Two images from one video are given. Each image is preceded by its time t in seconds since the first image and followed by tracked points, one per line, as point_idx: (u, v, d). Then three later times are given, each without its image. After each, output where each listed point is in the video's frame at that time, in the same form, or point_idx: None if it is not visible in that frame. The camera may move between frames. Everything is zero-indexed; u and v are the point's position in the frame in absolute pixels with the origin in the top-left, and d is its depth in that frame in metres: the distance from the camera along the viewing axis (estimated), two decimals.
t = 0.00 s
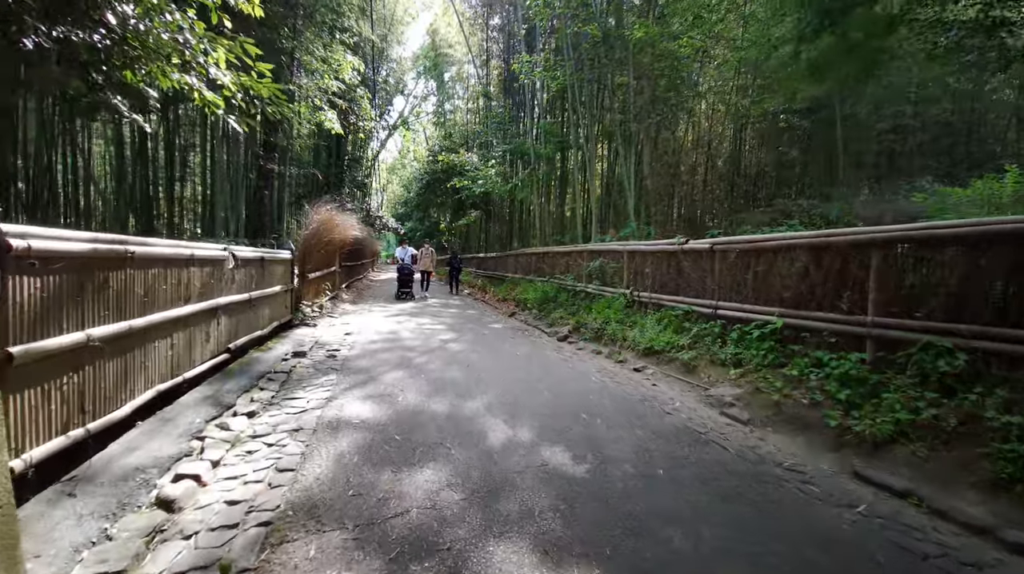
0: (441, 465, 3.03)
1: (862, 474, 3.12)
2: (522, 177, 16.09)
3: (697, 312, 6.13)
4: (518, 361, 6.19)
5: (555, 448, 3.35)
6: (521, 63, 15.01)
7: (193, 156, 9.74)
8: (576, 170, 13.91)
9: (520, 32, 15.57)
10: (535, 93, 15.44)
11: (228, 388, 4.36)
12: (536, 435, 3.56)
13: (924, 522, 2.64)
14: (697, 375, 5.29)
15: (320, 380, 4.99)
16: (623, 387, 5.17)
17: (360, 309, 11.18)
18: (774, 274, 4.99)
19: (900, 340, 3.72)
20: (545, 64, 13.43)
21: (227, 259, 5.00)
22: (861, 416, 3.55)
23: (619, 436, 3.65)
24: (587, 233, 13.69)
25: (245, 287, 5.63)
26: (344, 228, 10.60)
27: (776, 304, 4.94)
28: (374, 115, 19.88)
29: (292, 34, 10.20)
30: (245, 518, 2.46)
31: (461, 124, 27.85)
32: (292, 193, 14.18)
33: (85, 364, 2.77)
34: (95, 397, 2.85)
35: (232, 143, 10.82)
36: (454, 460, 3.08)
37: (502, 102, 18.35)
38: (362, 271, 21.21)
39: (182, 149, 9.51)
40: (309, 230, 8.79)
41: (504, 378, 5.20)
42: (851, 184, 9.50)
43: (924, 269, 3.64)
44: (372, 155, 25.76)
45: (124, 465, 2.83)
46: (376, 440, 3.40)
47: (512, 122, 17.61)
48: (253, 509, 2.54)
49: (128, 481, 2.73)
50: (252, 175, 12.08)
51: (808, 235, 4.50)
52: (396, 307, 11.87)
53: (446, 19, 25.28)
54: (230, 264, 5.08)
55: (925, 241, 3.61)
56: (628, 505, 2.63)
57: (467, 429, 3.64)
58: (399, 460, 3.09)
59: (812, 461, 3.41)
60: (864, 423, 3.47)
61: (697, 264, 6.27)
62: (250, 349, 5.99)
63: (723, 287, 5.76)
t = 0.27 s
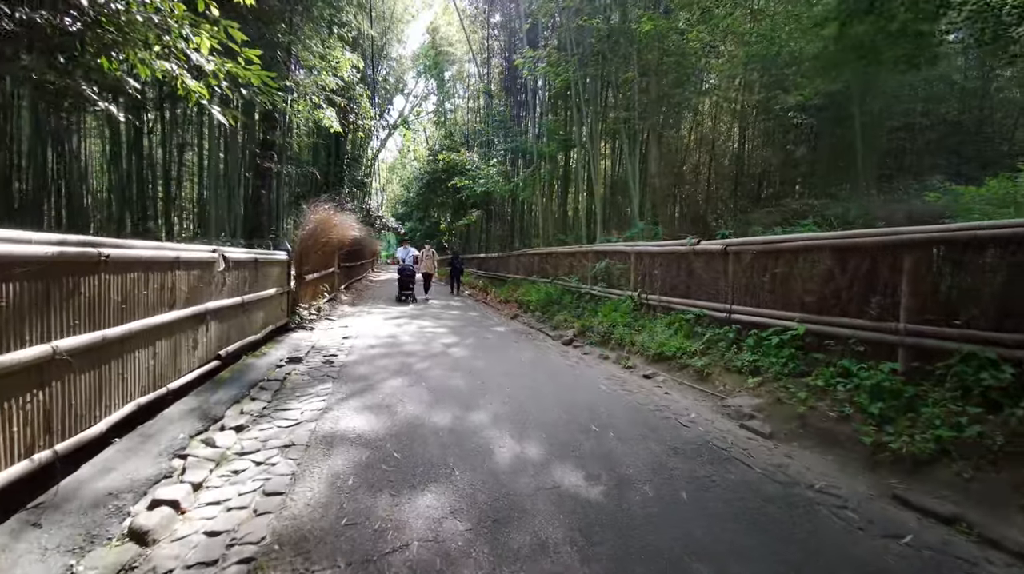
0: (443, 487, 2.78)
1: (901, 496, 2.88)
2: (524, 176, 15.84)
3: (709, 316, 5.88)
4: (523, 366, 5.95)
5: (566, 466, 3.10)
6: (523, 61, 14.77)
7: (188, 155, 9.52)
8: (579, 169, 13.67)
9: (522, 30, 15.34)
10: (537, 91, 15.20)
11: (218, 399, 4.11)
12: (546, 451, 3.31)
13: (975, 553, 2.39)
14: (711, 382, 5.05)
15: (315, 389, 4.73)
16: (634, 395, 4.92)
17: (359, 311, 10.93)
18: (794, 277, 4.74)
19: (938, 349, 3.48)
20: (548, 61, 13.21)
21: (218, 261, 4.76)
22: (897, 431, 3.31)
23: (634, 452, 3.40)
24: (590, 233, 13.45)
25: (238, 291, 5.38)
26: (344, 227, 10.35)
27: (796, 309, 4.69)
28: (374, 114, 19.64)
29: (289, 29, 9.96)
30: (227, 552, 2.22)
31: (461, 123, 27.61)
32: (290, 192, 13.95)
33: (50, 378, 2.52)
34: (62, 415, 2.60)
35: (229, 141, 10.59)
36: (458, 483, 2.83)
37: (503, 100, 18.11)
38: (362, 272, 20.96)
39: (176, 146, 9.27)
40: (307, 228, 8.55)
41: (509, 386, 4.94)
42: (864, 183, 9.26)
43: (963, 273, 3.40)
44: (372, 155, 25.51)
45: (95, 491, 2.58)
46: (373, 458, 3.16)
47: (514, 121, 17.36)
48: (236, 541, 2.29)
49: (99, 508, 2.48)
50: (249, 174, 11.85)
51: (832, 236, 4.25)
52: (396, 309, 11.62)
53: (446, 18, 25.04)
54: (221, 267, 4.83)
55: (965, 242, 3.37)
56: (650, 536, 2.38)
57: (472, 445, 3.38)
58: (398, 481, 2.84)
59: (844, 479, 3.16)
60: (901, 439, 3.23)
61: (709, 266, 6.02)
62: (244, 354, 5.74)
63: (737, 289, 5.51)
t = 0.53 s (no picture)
0: (451, 506, 2.55)
1: (948, 514, 2.67)
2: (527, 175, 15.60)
3: (723, 317, 5.64)
4: (529, 370, 5.71)
5: (582, 481, 2.86)
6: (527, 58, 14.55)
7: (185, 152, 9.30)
8: (583, 168, 13.43)
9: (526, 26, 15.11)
10: (540, 88, 14.99)
11: (208, 406, 3.88)
12: (560, 465, 3.07)
13: None
14: (728, 387, 4.81)
15: (313, 395, 4.50)
16: (648, 401, 4.68)
17: (359, 312, 10.70)
18: (817, 277, 4.50)
19: (979, 355, 3.26)
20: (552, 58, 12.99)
21: (211, 259, 4.52)
22: (940, 443, 3.09)
23: (655, 465, 3.16)
24: (595, 232, 13.22)
25: (232, 291, 5.15)
26: (344, 226, 10.13)
27: (820, 311, 4.45)
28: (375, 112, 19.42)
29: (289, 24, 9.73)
30: None
31: (463, 122, 27.37)
32: (290, 190, 13.73)
33: (19, 387, 2.29)
34: (33, 428, 2.38)
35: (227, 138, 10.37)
36: (468, 502, 2.59)
37: (506, 99, 17.88)
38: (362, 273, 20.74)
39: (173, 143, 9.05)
40: (307, 226, 8.32)
41: (517, 392, 4.71)
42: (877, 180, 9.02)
43: (1009, 273, 3.18)
44: (373, 154, 25.28)
45: (70, 513, 2.35)
46: (374, 472, 2.92)
47: (517, 119, 17.14)
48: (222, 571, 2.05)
49: (73, 532, 2.24)
50: (248, 172, 11.62)
51: (861, 233, 4.00)
52: (397, 310, 11.38)
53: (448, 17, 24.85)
54: (215, 267, 4.60)
55: (1013, 239, 3.14)
56: (681, 562, 2.15)
57: (481, 458, 3.14)
58: (402, 499, 2.61)
59: (883, 495, 2.94)
60: (944, 451, 3.02)
61: (722, 265, 5.77)
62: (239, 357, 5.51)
63: (753, 289, 5.27)
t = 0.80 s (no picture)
0: (465, 533, 2.30)
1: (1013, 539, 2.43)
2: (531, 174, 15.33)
3: (741, 320, 5.40)
4: (539, 375, 5.47)
5: (608, 503, 2.62)
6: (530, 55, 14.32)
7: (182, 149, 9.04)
8: (588, 166, 13.19)
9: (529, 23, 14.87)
10: (544, 86, 14.76)
11: (202, 416, 3.65)
12: (582, 484, 2.81)
13: None
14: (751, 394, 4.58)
15: (312, 403, 4.23)
16: (667, 409, 4.43)
17: (361, 313, 10.45)
18: (846, 278, 4.26)
19: None
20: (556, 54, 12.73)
21: (204, 260, 4.26)
22: (994, 459, 2.86)
23: (684, 482, 2.91)
24: (600, 232, 12.97)
25: (228, 293, 4.91)
26: (345, 225, 9.89)
27: (850, 315, 4.21)
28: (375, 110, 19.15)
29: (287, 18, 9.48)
30: None
31: (463, 121, 27.09)
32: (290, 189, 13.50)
33: None
34: None
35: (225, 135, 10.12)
36: (483, 530, 2.33)
37: (508, 97, 17.64)
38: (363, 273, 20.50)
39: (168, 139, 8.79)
40: (307, 225, 8.08)
41: (528, 399, 4.45)
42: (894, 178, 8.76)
43: None
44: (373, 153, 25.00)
45: (42, 543, 2.11)
46: (379, 492, 2.66)
47: (520, 117, 16.88)
48: None
49: (45, 565, 2.00)
50: (246, 170, 11.36)
51: (898, 232, 3.75)
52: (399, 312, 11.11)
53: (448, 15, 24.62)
54: (209, 268, 4.37)
55: None
56: None
57: (495, 476, 2.89)
58: (411, 525, 2.35)
59: (935, 516, 2.71)
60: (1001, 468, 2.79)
61: (739, 265, 5.53)
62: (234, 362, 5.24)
63: (774, 291, 5.03)
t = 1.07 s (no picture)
0: (474, 564, 2.07)
1: None
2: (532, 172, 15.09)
3: (755, 323, 5.18)
4: (545, 380, 5.26)
5: (629, 526, 2.40)
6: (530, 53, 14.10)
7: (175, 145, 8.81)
8: (591, 165, 12.98)
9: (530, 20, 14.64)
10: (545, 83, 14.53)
11: (191, 427, 3.43)
12: (599, 503, 2.59)
13: None
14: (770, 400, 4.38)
15: (306, 411, 4.01)
16: (682, 418, 4.20)
17: (360, 314, 10.23)
18: (871, 279, 4.04)
19: None
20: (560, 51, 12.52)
21: (193, 260, 4.05)
22: None
23: (710, 500, 2.69)
24: (603, 232, 12.75)
25: (220, 295, 4.69)
26: (345, 224, 9.66)
27: (875, 318, 4.00)
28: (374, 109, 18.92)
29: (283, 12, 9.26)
30: None
31: (463, 120, 26.86)
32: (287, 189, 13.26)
33: None
34: None
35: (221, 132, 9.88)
36: (493, 560, 2.11)
37: (509, 95, 17.42)
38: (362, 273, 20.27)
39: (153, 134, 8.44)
40: (305, 224, 7.88)
41: (535, 407, 4.22)
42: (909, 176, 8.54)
43: None
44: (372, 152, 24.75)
45: None
46: (378, 515, 2.44)
47: (521, 115, 16.66)
48: None
49: None
50: (243, 168, 11.12)
51: (928, 231, 3.54)
52: (399, 313, 10.87)
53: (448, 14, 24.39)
54: (198, 269, 4.14)
55: None
56: None
57: (503, 496, 2.66)
58: (413, 554, 2.13)
59: (983, 537, 2.51)
60: None
61: (752, 266, 5.32)
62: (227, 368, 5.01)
63: (790, 293, 4.80)
